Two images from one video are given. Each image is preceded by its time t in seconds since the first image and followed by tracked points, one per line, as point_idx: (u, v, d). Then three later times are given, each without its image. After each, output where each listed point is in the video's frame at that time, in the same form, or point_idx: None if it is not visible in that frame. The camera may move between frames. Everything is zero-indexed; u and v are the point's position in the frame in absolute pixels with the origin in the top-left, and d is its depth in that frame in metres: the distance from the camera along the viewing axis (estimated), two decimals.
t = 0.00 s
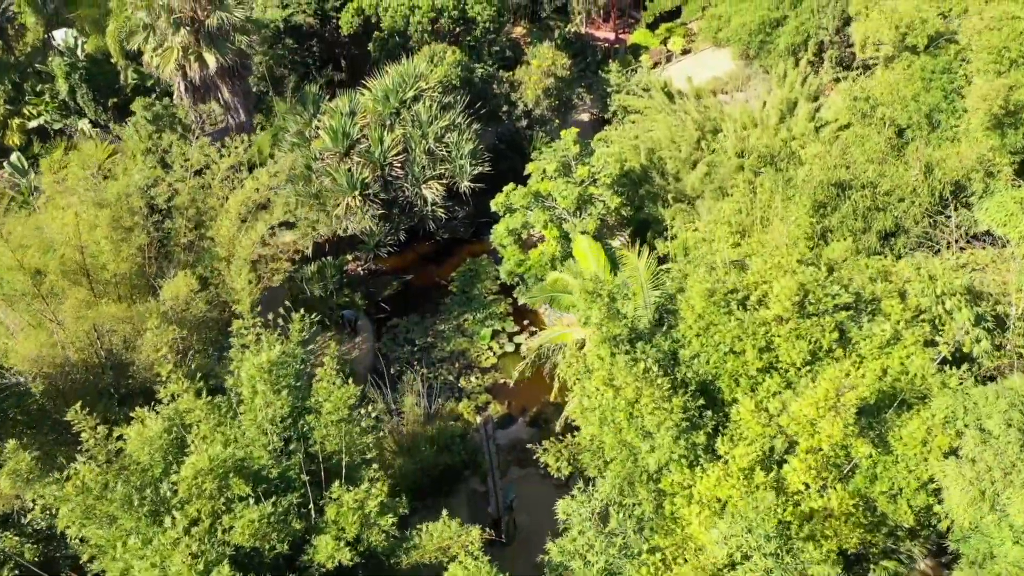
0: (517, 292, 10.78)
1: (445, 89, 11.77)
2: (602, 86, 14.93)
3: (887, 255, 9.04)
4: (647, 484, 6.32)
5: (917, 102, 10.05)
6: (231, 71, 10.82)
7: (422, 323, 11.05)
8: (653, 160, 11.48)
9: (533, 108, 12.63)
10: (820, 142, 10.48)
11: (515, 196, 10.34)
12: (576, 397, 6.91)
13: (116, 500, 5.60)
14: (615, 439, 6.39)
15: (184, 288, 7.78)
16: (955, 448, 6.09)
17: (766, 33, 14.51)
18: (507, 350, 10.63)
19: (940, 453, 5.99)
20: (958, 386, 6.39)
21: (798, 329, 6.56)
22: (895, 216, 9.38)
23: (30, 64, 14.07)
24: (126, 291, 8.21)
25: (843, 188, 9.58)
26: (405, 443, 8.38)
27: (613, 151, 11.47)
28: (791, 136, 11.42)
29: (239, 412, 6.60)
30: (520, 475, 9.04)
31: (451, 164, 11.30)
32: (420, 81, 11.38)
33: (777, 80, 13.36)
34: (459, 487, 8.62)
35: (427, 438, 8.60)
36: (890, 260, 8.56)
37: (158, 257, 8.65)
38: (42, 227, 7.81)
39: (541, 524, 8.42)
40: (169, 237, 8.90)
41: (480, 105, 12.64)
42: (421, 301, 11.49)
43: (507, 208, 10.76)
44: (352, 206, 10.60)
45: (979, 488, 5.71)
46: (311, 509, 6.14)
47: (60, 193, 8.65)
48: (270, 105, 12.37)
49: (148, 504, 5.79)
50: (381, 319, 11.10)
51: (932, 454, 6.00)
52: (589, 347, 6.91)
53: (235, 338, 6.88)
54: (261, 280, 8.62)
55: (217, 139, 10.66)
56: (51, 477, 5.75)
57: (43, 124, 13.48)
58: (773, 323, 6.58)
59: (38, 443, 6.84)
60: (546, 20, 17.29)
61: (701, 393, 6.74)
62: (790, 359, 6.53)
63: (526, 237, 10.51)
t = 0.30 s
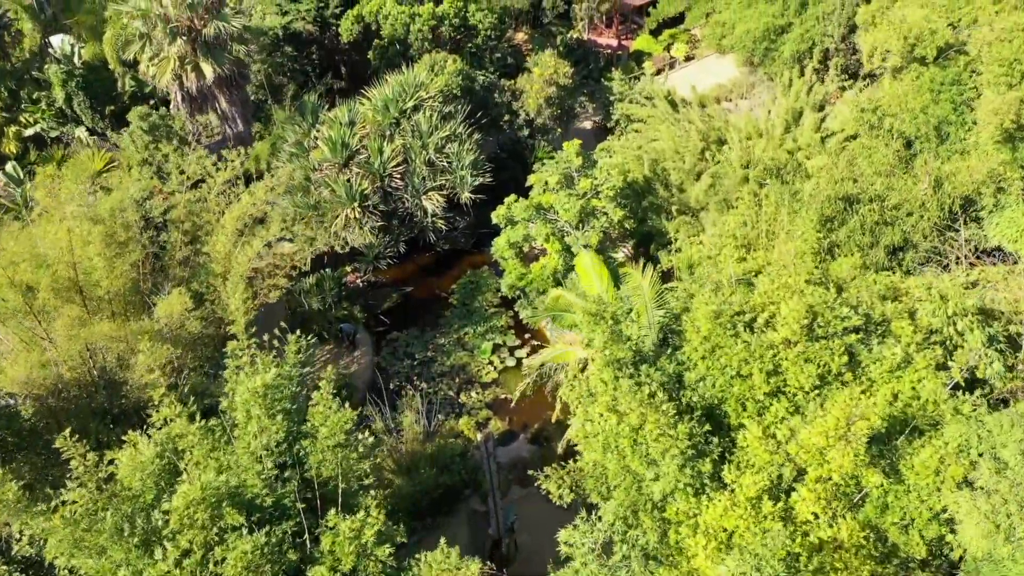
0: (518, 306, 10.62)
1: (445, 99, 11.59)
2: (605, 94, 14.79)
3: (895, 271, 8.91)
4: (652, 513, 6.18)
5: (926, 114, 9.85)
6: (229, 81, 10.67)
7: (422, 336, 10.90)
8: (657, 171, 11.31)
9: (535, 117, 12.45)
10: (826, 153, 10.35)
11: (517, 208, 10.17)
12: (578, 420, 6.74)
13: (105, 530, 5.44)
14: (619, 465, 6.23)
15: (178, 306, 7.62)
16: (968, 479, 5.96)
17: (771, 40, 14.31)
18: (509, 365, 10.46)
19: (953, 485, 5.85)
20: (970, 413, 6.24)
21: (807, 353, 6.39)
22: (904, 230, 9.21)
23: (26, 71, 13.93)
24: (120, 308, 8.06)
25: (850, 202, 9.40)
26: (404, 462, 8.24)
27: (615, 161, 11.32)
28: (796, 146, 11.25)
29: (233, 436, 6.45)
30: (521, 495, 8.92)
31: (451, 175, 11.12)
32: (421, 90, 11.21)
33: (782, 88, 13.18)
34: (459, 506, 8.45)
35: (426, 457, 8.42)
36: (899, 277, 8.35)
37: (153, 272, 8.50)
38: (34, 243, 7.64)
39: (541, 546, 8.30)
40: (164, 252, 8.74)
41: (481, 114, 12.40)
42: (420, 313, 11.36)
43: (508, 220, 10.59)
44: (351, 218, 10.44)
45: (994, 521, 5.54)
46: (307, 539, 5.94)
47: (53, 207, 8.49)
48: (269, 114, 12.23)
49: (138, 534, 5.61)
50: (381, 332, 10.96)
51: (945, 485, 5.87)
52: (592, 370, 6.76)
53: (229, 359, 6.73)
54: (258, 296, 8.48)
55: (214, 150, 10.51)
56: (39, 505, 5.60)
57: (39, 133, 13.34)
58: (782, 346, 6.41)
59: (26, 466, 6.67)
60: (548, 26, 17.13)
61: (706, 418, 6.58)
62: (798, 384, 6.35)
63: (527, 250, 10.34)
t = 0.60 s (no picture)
0: (521, 324, 10.44)
1: (446, 111, 11.42)
2: (608, 104, 14.59)
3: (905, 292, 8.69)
4: (658, 550, 6.03)
5: (937, 130, 9.72)
6: (225, 93, 10.48)
7: (421, 354, 10.72)
8: (661, 185, 11.11)
9: (537, 129, 12.24)
10: (834, 167, 10.11)
11: (518, 224, 9.96)
12: (580, 451, 6.54)
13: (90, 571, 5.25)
14: (624, 501, 6.05)
15: (171, 330, 7.41)
16: (986, 521, 5.80)
17: (777, 49, 14.04)
18: (510, 384, 10.26)
19: (970, 526, 5.69)
20: (988, 449, 6.02)
21: (818, 384, 6.16)
22: (914, 248, 8.95)
23: (22, 79, 13.78)
24: (113, 331, 7.87)
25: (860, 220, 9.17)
26: (403, 488, 8.04)
27: (619, 174, 11.10)
28: (803, 160, 11.04)
29: (225, 469, 6.25)
30: (521, 520, 8.62)
31: (451, 189, 10.92)
32: (421, 102, 11.01)
33: (788, 99, 12.92)
34: (459, 532, 8.27)
35: (424, 483, 8.18)
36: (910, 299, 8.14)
37: (146, 292, 8.31)
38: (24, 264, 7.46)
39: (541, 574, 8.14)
40: (158, 270, 8.55)
41: (481, 126, 12.28)
42: (420, 329, 11.28)
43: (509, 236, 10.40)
44: (349, 233, 10.25)
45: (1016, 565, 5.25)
46: None
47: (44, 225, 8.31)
48: (267, 125, 12.06)
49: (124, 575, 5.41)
50: (379, 349, 10.80)
51: (961, 525, 5.71)
52: (595, 400, 6.56)
53: (222, 386, 6.56)
54: (253, 317, 8.31)
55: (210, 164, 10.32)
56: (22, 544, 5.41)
57: (36, 142, 13.22)
58: (792, 376, 6.19)
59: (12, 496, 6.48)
60: (551, 34, 16.95)
61: (714, 451, 6.37)
62: (809, 415, 6.11)
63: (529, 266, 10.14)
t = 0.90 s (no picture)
0: (522, 341, 10.24)
1: (446, 122, 11.27)
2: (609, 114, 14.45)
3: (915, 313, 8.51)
4: None
5: (946, 145, 9.61)
6: (221, 105, 10.29)
7: (420, 370, 10.53)
8: (664, 199, 10.94)
9: (539, 140, 12.07)
10: (841, 181, 9.91)
11: (520, 239, 9.80)
12: (583, 481, 6.30)
13: None
14: (627, 536, 5.93)
15: (162, 353, 7.20)
16: (1002, 558, 5.66)
17: (782, 59, 13.86)
18: (511, 402, 10.07)
19: (987, 565, 5.54)
20: (1004, 484, 5.85)
21: (828, 415, 5.96)
22: (924, 267, 8.79)
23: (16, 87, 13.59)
24: (104, 352, 7.68)
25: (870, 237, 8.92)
26: (401, 513, 7.83)
27: (622, 187, 10.95)
28: (809, 173, 10.84)
29: (216, 500, 6.05)
30: (522, 543, 8.36)
31: (451, 203, 10.72)
32: (420, 113, 10.83)
33: (794, 110, 12.67)
34: (459, 556, 8.07)
35: (425, 507, 7.95)
36: (922, 321, 7.91)
37: (140, 311, 8.16)
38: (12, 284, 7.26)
39: None
40: (151, 288, 8.37)
41: (481, 137, 12.15)
42: (419, 344, 11.03)
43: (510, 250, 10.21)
44: (347, 247, 10.07)
45: None
46: None
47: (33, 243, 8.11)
48: (265, 136, 11.96)
49: None
50: (377, 365, 10.57)
51: (978, 564, 5.56)
52: (598, 428, 6.38)
53: (214, 413, 6.38)
54: (249, 338, 8.15)
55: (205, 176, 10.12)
56: None
57: (30, 151, 13.06)
58: (800, 407, 6.01)
59: None
60: (552, 41, 16.86)
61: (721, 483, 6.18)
62: (818, 447, 5.92)
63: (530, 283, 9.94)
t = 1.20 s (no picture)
0: (522, 357, 10.06)
1: (446, 134, 11.09)
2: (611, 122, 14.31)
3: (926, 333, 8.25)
4: None
5: (956, 160, 9.51)
6: (216, 117, 10.14)
7: (419, 387, 10.35)
8: (669, 213, 10.75)
9: (540, 151, 11.98)
10: (847, 195, 9.72)
11: (521, 254, 9.64)
12: (586, 513, 6.07)
13: None
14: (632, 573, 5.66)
15: (154, 376, 7.04)
16: None
17: (786, 67, 13.67)
18: (511, 420, 9.90)
19: None
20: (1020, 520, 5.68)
21: (838, 447, 5.78)
22: (934, 285, 8.53)
23: (11, 95, 13.46)
24: (95, 373, 7.51)
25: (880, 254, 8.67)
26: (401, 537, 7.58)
27: (625, 199, 10.81)
28: (815, 186, 10.64)
29: (208, 532, 5.87)
30: (524, 568, 8.14)
31: (451, 217, 10.54)
32: (420, 125, 10.67)
33: (800, 120, 12.47)
34: None
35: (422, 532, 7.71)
36: (933, 343, 7.60)
37: (132, 331, 7.98)
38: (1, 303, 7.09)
39: None
40: (144, 307, 8.21)
41: (481, 149, 11.96)
42: (419, 358, 10.93)
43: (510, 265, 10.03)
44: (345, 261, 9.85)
45: None
46: None
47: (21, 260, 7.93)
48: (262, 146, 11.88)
49: None
50: (376, 382, 10.43)
51: None
52: (599, 458, 6.28)
53: (206, 442, 6.21)
54: (244, 359, 7.98)
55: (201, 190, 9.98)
56: None
57: (25, 160, 12.97)
58: (809, 438, 5.83)
59: None
60: (554, 48, 16.92)
61: (728, 516, 5.98)
62: (828, 480, 5.71)
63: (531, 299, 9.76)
